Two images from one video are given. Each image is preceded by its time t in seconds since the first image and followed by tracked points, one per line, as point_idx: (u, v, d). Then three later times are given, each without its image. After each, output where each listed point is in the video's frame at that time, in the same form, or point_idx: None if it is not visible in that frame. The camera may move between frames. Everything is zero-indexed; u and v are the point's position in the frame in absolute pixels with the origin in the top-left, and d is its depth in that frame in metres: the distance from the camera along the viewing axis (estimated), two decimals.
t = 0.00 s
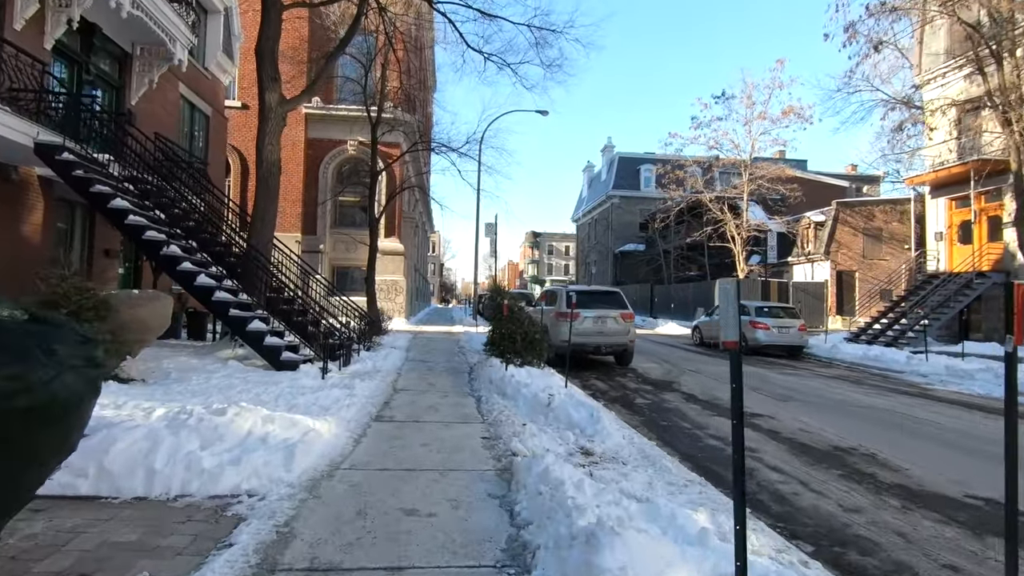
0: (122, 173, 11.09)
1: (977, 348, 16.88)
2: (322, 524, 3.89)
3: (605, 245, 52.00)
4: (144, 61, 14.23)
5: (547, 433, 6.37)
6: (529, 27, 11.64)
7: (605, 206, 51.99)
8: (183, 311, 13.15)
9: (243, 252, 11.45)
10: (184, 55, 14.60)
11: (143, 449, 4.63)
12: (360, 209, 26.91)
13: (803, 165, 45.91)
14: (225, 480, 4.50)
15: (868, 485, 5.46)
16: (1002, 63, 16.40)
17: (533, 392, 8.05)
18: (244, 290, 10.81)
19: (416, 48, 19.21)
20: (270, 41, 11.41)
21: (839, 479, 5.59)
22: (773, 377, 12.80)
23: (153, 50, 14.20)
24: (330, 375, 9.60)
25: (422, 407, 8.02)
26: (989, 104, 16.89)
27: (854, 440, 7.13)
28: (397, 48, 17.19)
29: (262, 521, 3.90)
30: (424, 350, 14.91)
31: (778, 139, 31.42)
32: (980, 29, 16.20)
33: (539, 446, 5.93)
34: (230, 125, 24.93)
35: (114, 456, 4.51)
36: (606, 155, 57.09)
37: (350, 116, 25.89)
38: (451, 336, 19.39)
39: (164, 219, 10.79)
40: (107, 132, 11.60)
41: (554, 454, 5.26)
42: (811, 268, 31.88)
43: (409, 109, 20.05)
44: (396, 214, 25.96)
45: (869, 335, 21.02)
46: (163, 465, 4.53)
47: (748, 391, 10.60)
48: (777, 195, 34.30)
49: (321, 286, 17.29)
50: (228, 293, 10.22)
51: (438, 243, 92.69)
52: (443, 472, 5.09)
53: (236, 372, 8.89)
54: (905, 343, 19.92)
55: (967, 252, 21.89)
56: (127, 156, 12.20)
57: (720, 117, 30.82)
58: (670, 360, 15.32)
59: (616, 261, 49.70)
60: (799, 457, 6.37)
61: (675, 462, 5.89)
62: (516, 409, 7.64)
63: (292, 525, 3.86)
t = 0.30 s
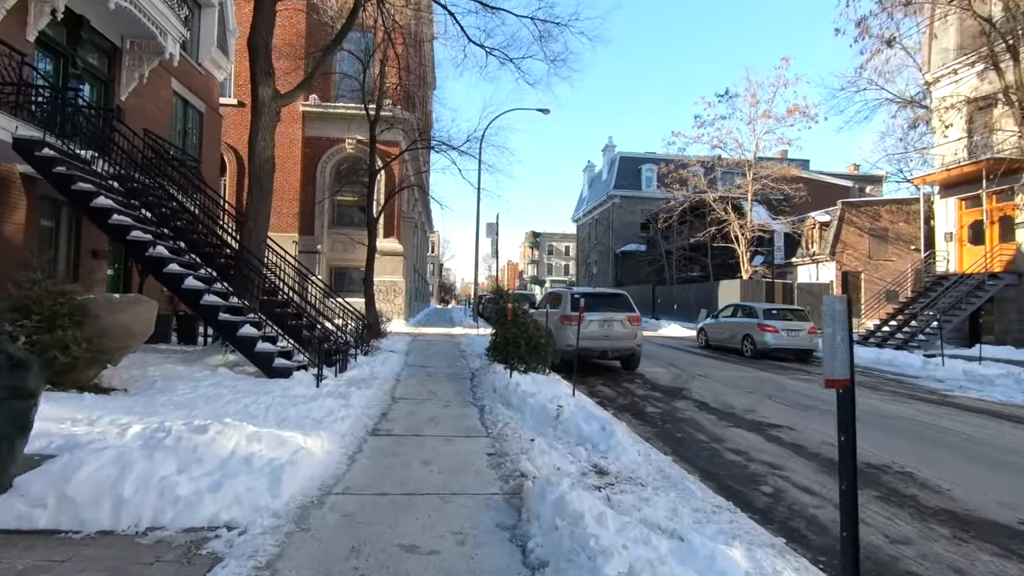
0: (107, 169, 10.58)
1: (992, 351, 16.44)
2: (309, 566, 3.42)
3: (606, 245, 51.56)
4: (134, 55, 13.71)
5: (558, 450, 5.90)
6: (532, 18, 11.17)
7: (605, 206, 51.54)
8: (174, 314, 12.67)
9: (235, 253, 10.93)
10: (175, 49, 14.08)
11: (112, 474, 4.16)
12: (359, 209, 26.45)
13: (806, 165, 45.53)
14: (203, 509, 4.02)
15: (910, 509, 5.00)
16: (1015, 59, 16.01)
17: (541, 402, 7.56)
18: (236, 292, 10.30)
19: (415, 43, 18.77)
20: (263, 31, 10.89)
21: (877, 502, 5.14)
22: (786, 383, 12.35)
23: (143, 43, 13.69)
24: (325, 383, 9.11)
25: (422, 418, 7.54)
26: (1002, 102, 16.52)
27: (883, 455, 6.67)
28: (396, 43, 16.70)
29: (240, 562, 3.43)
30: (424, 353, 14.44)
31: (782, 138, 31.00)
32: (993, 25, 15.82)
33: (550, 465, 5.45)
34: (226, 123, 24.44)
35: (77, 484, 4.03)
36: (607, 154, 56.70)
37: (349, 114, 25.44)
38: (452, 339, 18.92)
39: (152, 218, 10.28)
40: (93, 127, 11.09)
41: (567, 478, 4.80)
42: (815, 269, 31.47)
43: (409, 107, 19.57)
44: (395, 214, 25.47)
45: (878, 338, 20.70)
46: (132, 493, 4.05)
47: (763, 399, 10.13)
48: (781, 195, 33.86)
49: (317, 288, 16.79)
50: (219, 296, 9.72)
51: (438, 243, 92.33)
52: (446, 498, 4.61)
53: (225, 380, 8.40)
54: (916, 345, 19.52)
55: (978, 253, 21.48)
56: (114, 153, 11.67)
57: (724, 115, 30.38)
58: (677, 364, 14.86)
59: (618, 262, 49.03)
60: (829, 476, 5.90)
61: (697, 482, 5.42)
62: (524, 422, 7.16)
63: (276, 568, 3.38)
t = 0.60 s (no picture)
0: (89, 161, 10.08)
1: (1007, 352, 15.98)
2: None
3: (606, 244, 51.06)
4: (121, 45, 13.19)
5: (565, 461, 5.42)
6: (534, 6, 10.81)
7: (606, 205, 51.04)
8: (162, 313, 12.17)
9: (223, 249, 10.42)
10: (163, 38, 13.55)
11: (65, 493, 3.67)
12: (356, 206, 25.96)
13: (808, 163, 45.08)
14: (168, 534, 3.54)
15: (954, 527, 4.54)
16: None
17: (546, 407, 7.09)
18: (224, 290, 9.79)
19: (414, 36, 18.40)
20: (253, 17, 10.39)
21: (917, 519, 4.68)
22: (798, 386, 11.88)
23: (131, 33, 13.18)
24: (317, 386, 8.62)
25: (419, 424, 7.05)
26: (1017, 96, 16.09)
27: (915, 464, 6.21)
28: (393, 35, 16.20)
29: None
30: (421, 354, 13.95)
31: (786, 136, 30.53)
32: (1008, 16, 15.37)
33: (558, 478, 4.98)
34: (219, 118, 23.93)
35: (25, 504, 3.55)
36: (607, 153, 56.24)
37: (346, 110, 24.95)
38: (450, 340, 18.44)
39: (135, 212, 9.78)
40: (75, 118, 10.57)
41: (578, 496, 4.33)
42: (819, 268, 31.03)
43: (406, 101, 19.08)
44: (393, 212, 24.98)
45: (887, 338, 20.25)
46: (87, 516, 3.56)
47: (778, 402, 9.66)
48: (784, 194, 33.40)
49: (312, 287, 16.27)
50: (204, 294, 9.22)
51: (437, 243, 91.85)
52: (444, 518, 4.13)
53: (210, 382, 7.91)
54: (925, 345, 19.03)
55: (988, 251, 21.03)
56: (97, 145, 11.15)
57: (728, 112, 29.90)
58: (684, 366, 14.39)
59: (619, 262, 48.33)
60: (861, 488, 5.43)
61: (718, 497, 4.95)
62: (528, 429, 6.68)
63: None
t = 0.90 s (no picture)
0: (67, 155, 9.55)
1: None
2: None
3: (607, 244, 50.56)
4: (106, 36, 12.64)
5: (575, 483, 4.89)
6: None
7: (607, 205, 50.53)
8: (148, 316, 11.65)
9: (209, 249, 9.87)
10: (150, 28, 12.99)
11: None
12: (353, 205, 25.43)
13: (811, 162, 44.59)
14: None
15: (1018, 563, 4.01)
16: None
17: (552, 418, 6.57)
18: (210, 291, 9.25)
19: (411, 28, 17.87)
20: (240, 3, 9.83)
21: (974, 552, 4.15)
22: (813, 392, 11.36)
23: (116, 23, 12.63)
24: (307, 394, 8.08)
25: (415, 438, 6.52)
26: None
27: (958, 483, 5.67)
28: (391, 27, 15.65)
29: None
30: (420, 358, 13.42)
31: (791, 133, 30.03)
32: None
33: (569, 504, 4.45)
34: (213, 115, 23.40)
35: None
36: (608, 152, 55.76)
37: (343, 107, 24.42)
38: (450, 342, 17.92)
39: (116, 209, 9.26)
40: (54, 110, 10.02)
41: (593, 531, 3.79)
42: (825, 268, 30.54)
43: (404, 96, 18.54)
44: (391, 211, 24.45)
45: (897, 340, 19.72)
46: (21, 558, 3.03)
47: (796, 411, 9.12)
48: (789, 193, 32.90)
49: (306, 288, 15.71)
50: (187, 296, 8.69)
51: (436, 243, 91.37)
52: (440, 556, 3.59)
53: (191, 390, 7.38)
54: (938, 348, 18.50)
55: (1001, 251, 20.52)
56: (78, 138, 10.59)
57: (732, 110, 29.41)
58: (692, 369, 13.86)
59: (620, 261, 47.74)
60: (903, 513, 4.90)
61: (748, 525, 4.42)
62: (534, 443, 6.15)
63: None
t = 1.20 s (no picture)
0: (46, 144, 9.02)
1: None
2: None
3: (608, 243, 50.07)
4: (92, 22, 12.11)
5: (593, 498, 4.37)
6: None
7: (608, 203, 50.04)
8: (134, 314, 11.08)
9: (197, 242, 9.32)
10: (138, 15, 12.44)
11: None
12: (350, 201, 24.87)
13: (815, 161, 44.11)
14: None
15: None
16: None
17: (563, 423, 6.04)
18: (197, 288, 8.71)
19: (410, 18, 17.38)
20: None
21: None
22: (830, 394, 10.86)
23: (102, 9, 12.10)
24: (298, 397, 7.55)
25: (414, 445, 5.99)
26: None
27: (1011, 496, 5.15)
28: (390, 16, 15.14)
29: None
30: (419, 358, 12.92)
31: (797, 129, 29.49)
32: None
33: (587, 523, 3.93)
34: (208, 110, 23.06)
35: None
36: (609, 151, 55.29)
37: (341, 102, 23.88)
38: (450, 341, 17.41)
39: (97, 200, 8.74)
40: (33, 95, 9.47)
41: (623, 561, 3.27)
42: (831, 267, 30.06)
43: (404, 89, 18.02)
44: (390, 208, 23.89)
45: (908, 340, 19.22)
46: None
47: (818, 414, 8.61)
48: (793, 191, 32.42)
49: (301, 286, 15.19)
50: (171, 292, 8.15)
51: (435, 242, 90.93)
52: None
53: (173, 393, 6.86)
54: (951, 347, 18.01)
55: (1014, 248, 20.01)
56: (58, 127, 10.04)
57: (736, 106, 28.94)
58: (701, 370, 13.36)
59: (620, 261, 47.39)
60: (958, 531, 4.40)
61: (791, 546, 3.91)
62: (544, 451, 5.63)
63: None
